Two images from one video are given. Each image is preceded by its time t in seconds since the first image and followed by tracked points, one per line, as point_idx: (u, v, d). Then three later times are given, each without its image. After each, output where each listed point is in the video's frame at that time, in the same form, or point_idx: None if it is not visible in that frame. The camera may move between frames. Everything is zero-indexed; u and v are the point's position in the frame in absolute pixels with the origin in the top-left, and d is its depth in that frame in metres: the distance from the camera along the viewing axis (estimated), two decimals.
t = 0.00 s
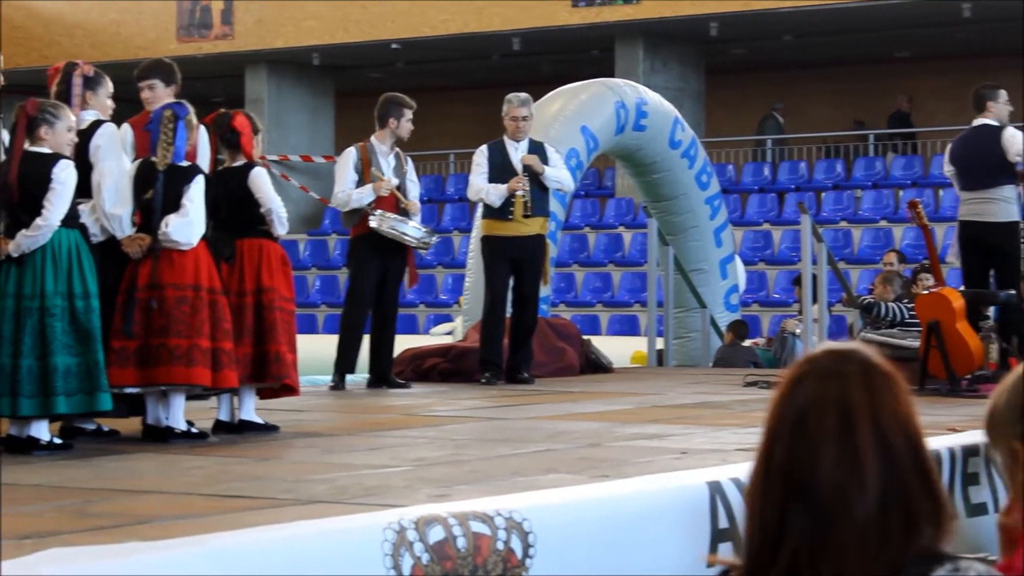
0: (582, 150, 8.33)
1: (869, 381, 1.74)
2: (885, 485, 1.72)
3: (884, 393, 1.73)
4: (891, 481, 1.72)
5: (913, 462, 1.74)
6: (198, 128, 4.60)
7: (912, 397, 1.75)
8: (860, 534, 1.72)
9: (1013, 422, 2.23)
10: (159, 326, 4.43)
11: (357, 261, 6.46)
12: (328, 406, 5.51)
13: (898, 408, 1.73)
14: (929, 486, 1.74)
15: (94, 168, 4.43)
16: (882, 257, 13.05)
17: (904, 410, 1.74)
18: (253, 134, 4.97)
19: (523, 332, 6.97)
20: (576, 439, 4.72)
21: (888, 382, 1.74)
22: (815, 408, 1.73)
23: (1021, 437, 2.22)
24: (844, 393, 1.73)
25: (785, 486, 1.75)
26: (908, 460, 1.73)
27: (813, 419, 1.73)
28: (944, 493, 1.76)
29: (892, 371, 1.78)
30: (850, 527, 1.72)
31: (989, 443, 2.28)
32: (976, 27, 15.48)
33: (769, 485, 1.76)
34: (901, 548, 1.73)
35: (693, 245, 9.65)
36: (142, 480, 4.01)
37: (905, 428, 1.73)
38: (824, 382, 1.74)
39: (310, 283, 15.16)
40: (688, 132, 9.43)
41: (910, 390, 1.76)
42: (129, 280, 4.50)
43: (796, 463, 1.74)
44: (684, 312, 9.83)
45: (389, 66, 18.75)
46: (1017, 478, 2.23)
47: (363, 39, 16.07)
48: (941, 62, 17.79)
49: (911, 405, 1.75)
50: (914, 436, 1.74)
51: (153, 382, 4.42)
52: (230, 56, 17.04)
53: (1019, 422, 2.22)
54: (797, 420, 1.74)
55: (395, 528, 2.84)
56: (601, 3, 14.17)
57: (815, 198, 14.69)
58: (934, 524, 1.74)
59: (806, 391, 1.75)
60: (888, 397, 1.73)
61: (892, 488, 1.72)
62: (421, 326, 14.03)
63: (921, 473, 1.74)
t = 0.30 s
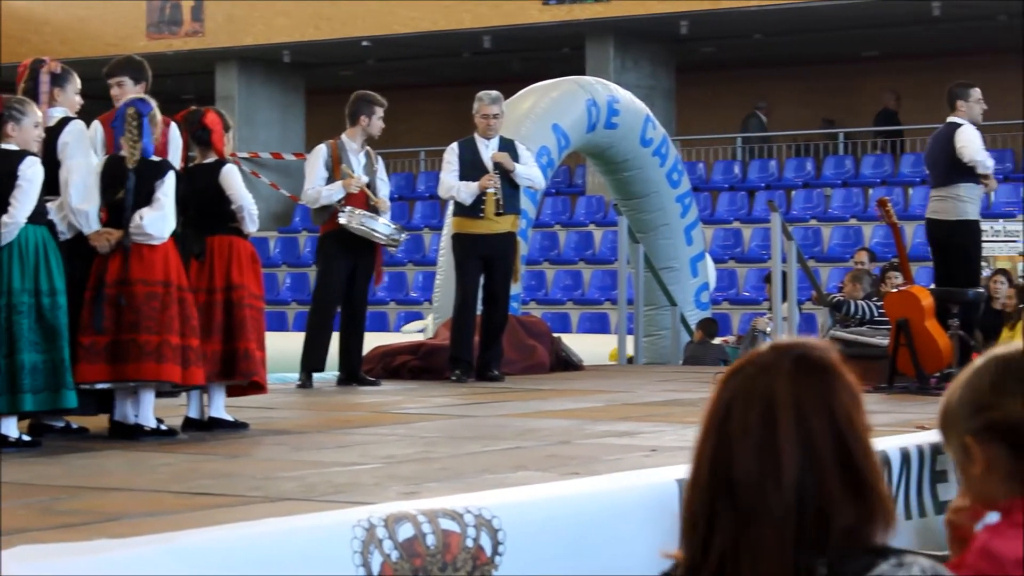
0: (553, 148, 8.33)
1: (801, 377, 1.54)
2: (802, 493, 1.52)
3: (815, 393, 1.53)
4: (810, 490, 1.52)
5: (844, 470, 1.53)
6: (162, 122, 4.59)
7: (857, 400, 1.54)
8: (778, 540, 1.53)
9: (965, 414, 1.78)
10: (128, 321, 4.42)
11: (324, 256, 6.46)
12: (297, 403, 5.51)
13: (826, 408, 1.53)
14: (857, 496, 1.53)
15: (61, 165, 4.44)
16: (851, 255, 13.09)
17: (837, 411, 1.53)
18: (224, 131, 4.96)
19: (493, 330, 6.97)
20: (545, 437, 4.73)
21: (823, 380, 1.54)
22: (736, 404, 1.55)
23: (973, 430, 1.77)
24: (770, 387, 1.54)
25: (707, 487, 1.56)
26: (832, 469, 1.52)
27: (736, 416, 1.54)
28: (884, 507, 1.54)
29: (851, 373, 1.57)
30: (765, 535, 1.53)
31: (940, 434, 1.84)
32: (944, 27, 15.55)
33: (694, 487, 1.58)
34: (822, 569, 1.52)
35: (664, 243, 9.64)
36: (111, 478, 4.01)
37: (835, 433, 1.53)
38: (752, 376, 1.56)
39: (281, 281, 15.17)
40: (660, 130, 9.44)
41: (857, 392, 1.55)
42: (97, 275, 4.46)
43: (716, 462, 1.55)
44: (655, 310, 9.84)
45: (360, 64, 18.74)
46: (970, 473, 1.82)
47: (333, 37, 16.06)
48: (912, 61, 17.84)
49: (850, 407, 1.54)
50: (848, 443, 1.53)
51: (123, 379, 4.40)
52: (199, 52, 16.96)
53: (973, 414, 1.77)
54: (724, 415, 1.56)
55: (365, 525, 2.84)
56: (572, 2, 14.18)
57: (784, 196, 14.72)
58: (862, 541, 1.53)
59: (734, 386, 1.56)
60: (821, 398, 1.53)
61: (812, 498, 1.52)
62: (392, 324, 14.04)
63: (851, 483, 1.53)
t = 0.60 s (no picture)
0: (523, 145, 8.33)
1: (737, 375, 1.63)
2: (734, 487, 1.60)
3: (753, 389, 1.62)
4: (741, 482, 1.60)
5: (777, 465, 1.62)
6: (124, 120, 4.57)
7: (794, 396, 1.63)
8: (712, 532, 1.60)
9: (915, 410, 1.84)
10: (91, 318, 4.38)
11: (293, 252, 6.46)
12: (266, 400, 5.51)
13: (763, 403, 1.62)
14: (791, 489, 1.62)
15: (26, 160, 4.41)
16: (821, 253, 13.13)
17: (773, 408, 1.62)
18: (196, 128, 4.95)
19: (464, 327, 6.97)
20: (515, 434, 4.73)
21: (758, 377, 1.63)
22: (671, 403, 1.63)
23: (922, 426, 1.83)
24: (707, 385, 1.62)
25: (647, 485, 1.63)
26: (767, 462, 1.61)
27: (673, 413, 1.63)
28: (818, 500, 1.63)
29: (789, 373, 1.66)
30: (699, 528, 1.60)
31: (893, 435, 1.90)
32: (914, 26, 15.60)
33: (632, 488, 1.65)
34: (756, 561, 1.60)
35: (633, 240, 9.64)
36: (81, 474, 4.00)
37: (768, 428, 1.62)
38: (689, 374, 1.64)
39: (251, 278, 15.19)
40: (629, 128, 9.46)
41: (794, 389, 1.64)
42: (58, 271, 4.42)
43: (654, 459, 1.63)
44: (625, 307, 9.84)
45: (331, 60, 18.74)
46: (919, 471, 1.87)
47: (303, 33, 16.08)
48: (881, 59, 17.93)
49: (786, 403, 1.63)
50: (782, 438, 1.62)
51: (84, 375, 4.35)
52: (170, 48, 16.91)
53: (921, 412, 1.84)
54: (661, 414, 1.64)
55: (334, 522, 2.84)
56: None
57: (755, 194, 14.77)
58: (794, 532, 1.61)
59: (671, 385, 1.64)
60: (756, 395, 1.62)
61: (743, 494, 1.60)
62: (363, 321, 14.06)
63: (785, 477, 1.62)
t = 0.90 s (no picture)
0: (497, 144, 8.35)
1: (682, 370, 1.67)
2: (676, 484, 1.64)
3: (695, 387, 1.66)
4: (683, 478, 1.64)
5: (715, 459, 1.65)
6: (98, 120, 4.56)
7: (737, 390, 1.67)
8: (650, 529, 1.64)
9: (869, 405, 1.88)
10: (69, 320, 4.35)
11: (263, 251, 6.45)
12: (241, 400, 5.51)
13: (704, 399, 1.66)
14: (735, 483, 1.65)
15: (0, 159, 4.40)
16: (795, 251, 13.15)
17: (715, 403, 1.66)
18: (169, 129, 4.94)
19: (439, 325, 6.96)
20: (490, 432, 4.73)
21: (699, 374, 1.67)
22: (615, 403, 1.67)
23: (875, 422, 1.87)
24: (649, 384, 1.66)
25: (592, 483, 1.67)
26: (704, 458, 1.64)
27: (615, 414, 1.66)
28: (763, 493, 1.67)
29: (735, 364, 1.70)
30: (637, 526, 1.64)
31: (849, 428, 1.94)
32: (888, 23, 15.63)
33: (578, 486, 1.69)
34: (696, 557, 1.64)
35: (608, 238, 9.64)
36: (56, 475, 4.00)
37: (709, 423, 1.65)
38: (632, 376, 1.68)
39: (226, 278, 15.19)
40: (603, 127, 9.48)
41: (738, 383, 1.68)
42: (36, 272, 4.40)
43: (598, 455, 1.67)
44: (600, 306, 9.85)
45: (305, 60, 18.74)
46: (872, 466, 1.91)
47: (277, 33, 16.08)
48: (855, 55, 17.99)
49: (728, 396, 1.67)
50: (721, 433, 1.65)
51: (63, 377, 4.33)
52: (143, 48, 16.90)
53: (875, 407, 1.87)
54: (604, 412, 1.68)
55: (310, 521, 2.83)
56: None
57: (729, 190, 14.81)
58: (736, 523, 1.66)
59: (614, 386, 1.68)
60: (694, 392, 1.66)
61: (681, 490, 1.64)
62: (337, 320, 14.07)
63: (726, 473, 1.65)
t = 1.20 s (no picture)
0: (458, 139, 8.36)
1: (590, 366, 1.63)
2: (582, 485, 1.60)
3: (607, 382, 1.61)
4: (589, 479, 1.60)
5: (624, 449, 1.60)
6: (57, 113, 4.54)
7: (653, 379, 1.61)
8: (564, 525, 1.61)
9: (804, 402, 1.96)
10: (24, 312, 4.32)
11: (219, 243, 6.42)
12: (198, 395, 5.50)
13: (611, 394, 1.61)
14: (642, 479, 1.59)
15: None
16: (755, 246, 13.18)
17: (624, 397, 1.60)
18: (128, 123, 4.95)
19: (399, 320, 6.97)
20: (449, 427, 4.74)
21: (612, 364, 1.63)
22: (533, 404, 1.65)
23: (809, 418, 1.95)
24: (561, 382, 1.64)
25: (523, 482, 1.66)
26: (607, 455, 1.60)
27: (533, 412, 1.66)
28: (686, 487, 1.60)
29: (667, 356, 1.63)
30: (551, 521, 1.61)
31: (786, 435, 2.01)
32: (848, 20, 15.68)
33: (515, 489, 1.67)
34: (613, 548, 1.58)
35: (569, 234, 9.66)
36: (13, 471, 3.98)
37: (618, 418, 1.60)
38: (551, 374, 1.65)
39: (186, 273, 15.16)
40: (565, 122, 9.48)
41: (656, 371, 1.61)
42: None
43: (522, 457, 1.66)
44: (560, 301, 9.86)
45: (266, 55, 18.70)
46: (809, 463, 1.98)
47: (239, 28, 16.06)
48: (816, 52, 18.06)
49: (643, 386, 1.61)
50: (628, 424, 1.60)
51: (18, 369, 4.30)
52: (102, 43, 16.84)
53: (810, 403, 1.96)
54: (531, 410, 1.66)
55: (268, 516, 2.83)
56: None
57: (689, 187, 14.85)
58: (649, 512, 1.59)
59: (537, 387, 1.66)
60: (605, 385, 1.61)
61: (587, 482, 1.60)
62: (297, 315, 14.06)
63: (634, 460, 1.59)
